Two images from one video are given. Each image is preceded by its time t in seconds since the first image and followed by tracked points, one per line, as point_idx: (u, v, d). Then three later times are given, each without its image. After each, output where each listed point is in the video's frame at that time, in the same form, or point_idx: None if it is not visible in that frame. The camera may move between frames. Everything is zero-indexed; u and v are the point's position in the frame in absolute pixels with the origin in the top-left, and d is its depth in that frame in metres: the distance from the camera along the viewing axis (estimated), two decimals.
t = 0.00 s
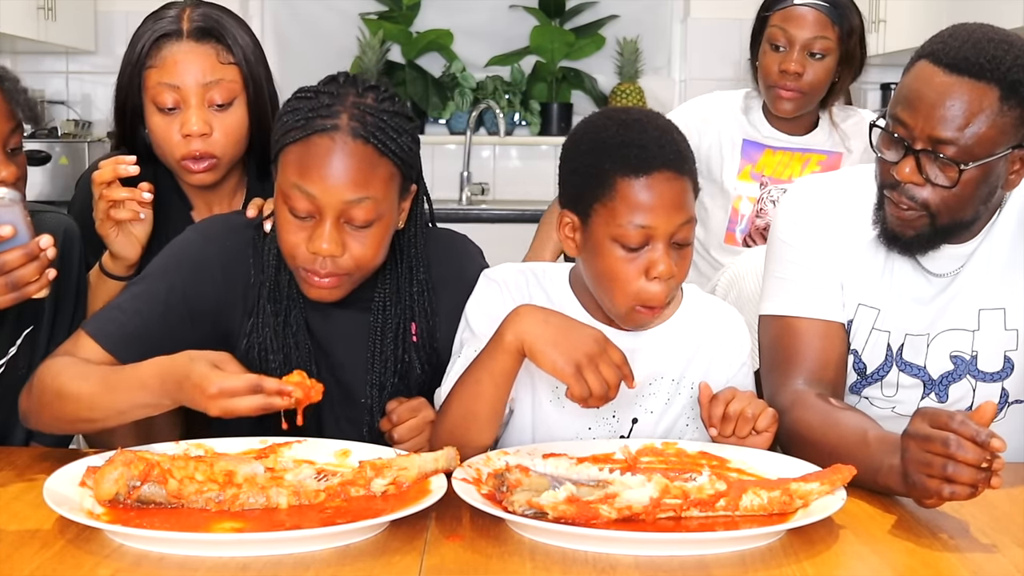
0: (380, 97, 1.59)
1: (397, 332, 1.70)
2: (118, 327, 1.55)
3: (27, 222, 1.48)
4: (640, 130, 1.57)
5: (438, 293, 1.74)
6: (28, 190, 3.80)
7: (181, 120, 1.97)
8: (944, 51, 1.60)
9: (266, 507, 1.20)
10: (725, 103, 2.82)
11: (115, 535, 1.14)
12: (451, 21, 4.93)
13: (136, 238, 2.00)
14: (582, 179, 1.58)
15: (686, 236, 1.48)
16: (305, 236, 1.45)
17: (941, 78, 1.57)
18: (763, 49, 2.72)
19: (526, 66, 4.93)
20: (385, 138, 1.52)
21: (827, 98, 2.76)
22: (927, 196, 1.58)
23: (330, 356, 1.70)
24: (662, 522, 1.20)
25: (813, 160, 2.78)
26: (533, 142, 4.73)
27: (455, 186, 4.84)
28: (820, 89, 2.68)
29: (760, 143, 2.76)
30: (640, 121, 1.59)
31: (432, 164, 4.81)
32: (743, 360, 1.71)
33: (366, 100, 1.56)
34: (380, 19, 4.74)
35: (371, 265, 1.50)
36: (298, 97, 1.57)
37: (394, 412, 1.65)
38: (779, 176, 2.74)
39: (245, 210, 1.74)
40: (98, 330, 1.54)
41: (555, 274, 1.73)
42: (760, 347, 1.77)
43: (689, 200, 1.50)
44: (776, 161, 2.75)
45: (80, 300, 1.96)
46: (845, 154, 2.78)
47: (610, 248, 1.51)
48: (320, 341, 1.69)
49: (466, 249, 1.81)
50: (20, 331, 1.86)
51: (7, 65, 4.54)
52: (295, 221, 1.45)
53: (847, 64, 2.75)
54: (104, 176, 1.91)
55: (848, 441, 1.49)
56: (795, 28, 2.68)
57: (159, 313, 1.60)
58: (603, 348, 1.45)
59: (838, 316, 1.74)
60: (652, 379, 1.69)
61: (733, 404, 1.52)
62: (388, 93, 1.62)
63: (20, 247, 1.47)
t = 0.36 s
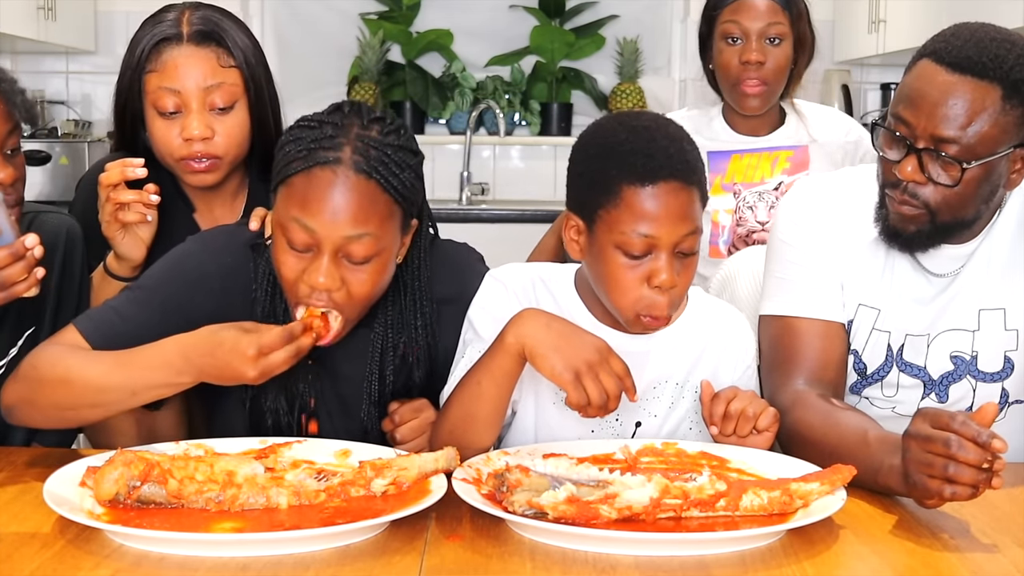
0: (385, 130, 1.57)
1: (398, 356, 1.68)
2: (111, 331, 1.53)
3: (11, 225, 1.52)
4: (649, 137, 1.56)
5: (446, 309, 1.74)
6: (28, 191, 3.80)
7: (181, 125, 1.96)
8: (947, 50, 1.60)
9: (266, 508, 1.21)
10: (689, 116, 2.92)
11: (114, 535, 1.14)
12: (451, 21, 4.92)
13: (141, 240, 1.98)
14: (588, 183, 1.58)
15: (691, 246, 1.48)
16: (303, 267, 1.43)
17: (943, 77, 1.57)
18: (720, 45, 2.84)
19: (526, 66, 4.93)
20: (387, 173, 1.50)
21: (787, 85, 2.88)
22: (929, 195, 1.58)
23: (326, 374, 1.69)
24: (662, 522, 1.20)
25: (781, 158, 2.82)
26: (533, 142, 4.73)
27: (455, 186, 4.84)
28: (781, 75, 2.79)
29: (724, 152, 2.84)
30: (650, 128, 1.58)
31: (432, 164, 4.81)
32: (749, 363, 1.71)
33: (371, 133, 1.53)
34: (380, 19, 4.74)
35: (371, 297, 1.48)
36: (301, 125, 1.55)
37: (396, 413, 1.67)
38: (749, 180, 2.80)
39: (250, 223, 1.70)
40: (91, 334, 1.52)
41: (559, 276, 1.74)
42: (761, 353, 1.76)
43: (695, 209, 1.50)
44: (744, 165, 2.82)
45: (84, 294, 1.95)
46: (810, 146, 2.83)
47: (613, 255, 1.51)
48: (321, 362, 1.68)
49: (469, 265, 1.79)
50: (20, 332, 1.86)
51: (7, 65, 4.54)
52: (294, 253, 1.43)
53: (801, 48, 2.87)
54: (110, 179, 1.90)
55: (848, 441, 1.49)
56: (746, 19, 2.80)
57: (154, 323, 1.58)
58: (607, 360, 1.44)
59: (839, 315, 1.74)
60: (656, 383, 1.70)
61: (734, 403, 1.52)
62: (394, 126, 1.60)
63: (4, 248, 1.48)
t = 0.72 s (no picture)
0: (389, 143, 1.55)
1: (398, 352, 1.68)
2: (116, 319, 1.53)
3: (11, 224, 1.51)
4: (657, 141, 1.56)
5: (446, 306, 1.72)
6: (28, 191, 3.80)
7: (180, 124, 1.96)
8: (950, 55, 1.59)
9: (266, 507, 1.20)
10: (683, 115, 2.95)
11: (115, 535, 1.14)
12: (451, 21, 4.92)
13: (142, 239, 2.00)
14: (594, 184, 1.59)
15: (695, 250, 1.48)
16: (308, 286, 1.42)
17: (944, 83, 1.56)
18: (705, 45, 2.88)
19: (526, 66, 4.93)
20: (390, 193, 1.48)
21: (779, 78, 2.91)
22: (925, 198, 1.58)
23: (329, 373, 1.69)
24: (662, 522, 1.20)
25: (778, 162, 2.85)
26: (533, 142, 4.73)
27: (455, 186, 4.84)
28: (767, 68, 2.82)
29: (724, 152, 2.85)
30: (658, 131, 1.58)
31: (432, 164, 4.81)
32: (753, 369, 1.71)
33: (374, 150, 1.52)
34: (380, 19, 4.74)
35: (375, 311, 1.47)
36: (300, 141, 1.53)
37: (397, 412, 1.68)
38: (745, 180, 2.82)
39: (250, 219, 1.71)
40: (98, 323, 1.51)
41: (561, 282, 1.74)
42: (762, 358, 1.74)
43: (702, 215, 1.50)
44: (740, 167, 2.84)
45: (87, 293, 1.96)
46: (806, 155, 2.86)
47: (618, 257, 1.51)
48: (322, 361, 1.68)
49: (477, 266, 1.79)
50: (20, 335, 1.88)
51: (7, 65, 4.54)
52: (299, 272, 1.43)
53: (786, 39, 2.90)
54: (111, 178, 1.92)
55: (848, 440, 1.49)
56: (726, 17, 2.83)
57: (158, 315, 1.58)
58: (596, 373, 1.36)
59: (839, 315, 1.74)
60: (660, 386, 1.71)
61: (734, 402, 1.52)
62: (398, 136, 1.57)
63: (5, 246, 1.48)
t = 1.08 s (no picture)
0: (401, 93, 1.58)
1: (411, 320, 1.73)
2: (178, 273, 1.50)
3: (19, 224, 1.50)
4: (660, 138, 1.55)
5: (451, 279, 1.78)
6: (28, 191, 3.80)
7: (194, 114, 1.98)
8: (946, 68, 1.58)
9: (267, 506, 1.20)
10: (694, 119, 2.96)
11: (115, 535, 1.14)
12: (451, 21, 4.93)
13: (144, 237, 1.98)
14: (595, 180, 1.59)
15: (696, 246, 1.48)
16: (329, 232, 1.45)
17: (934, 97, 1.56)
18: (727, 52, 2.88)
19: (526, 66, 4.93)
20: (407, 136, 1.53)
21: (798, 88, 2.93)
22: (907, 207, 1.59)
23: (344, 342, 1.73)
24: (662, 522, 1.20)
25: (786, 164, 2.84)
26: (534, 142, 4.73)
27: (455, 186, 4.84)
28: (792, 78, 2.84)
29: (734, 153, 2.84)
30: (661, 128, 1.58)
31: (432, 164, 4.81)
32: (754, 370, 1.71)
33: (388, 98, 1.56)
34: (380, 19, 4.74)
35: (387, 260, 1.51)
36: (318, 93, 1.57)
37: (395, 410, 1.67)
38: (754, 181, 2.83)
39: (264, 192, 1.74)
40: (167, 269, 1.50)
41: (560, 280, 1.74)
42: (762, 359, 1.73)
43: (703, 211, 1.50)
44: (749, 168, 2.84)
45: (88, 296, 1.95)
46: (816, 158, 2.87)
47: (619, 252, 1.51)
48: (339, 330, 1.72)
49: (483, 241, 1.84)
50: (22, 336, 1.86)
51: (7, 65, 4.54)
52: (318, 217, 1.46)
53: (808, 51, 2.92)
54: (116, 175, 1.93)
55: (850, 441, 1.49)
56: (752, 24, 2.84)
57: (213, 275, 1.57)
58: (611, 366, 1.35)
59: (838, 316, 1.74)
60: (660, 386, 1.72)
61: (735, 402, 1.52)
62: (409, 88, 1.61)
63: (11, 248, 1.48)
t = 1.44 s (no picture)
0: (414, 73, 1.62)
1: (420, 298, 1.74)
2: (194, 264, 1.50)
3: (12, 226, 1.52)
4: (651, 135, 1.56)
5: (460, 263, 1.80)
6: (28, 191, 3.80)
7: (213, 108, 1.99)
8: (928, 72, 1.59)
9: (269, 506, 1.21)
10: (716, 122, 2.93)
11: (115, 536, 1.14)
12: (451, 21, 4.93)
13: (155, 237, 1.96)
14: (587, 177, 1.59)
15: (687, 245, 1.48)
16: (346, 208, 1.49)
17: (918, 101, 1.56)
18: (767, 68, 2.78)
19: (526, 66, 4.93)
20: (421, 112, 1.56)
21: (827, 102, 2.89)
22: (898, 211, 1.59)
23: (354, 326, 1.73)
24: (662, 522, 1.20)
25: (804, 172, 2.83)
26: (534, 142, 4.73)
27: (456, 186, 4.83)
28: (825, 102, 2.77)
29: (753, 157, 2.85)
30: (653, 125, 1.58)
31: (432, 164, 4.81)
32: (751, 369, 1.71)
33: (401, 76, 1.59)
34: (381, 19, 4.74)
35: (405, 233, 1.54)
36: (335, 73, 1.60)
37: (394, 408, 1.67)
38: (772, 187, 2.84)
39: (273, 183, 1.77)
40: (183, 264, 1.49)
41: (553, 278, 1.74)
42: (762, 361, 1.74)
43: (694, 209, 1.50)
44: (767, 172, 2.84)
45: (93, 295, 1.95)
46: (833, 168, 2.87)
47: (610, 249, 1.52)
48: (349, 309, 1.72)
49: (492, 234, 1.87)
50: (25, 337, 1.86)
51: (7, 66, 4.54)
52: (336, 193, 1.49)
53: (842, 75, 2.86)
54: (129, 171, 1.91)
55: (850, 441, 1.49)
56: (793, 45, 2.75)
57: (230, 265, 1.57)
58: (606, 365, 1.34)
59: (836, 316, 1.74)
60: (655, 386, 1.71)
61: (732, 401, 1.52)
62: (421, 68, 1.65)
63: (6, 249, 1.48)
